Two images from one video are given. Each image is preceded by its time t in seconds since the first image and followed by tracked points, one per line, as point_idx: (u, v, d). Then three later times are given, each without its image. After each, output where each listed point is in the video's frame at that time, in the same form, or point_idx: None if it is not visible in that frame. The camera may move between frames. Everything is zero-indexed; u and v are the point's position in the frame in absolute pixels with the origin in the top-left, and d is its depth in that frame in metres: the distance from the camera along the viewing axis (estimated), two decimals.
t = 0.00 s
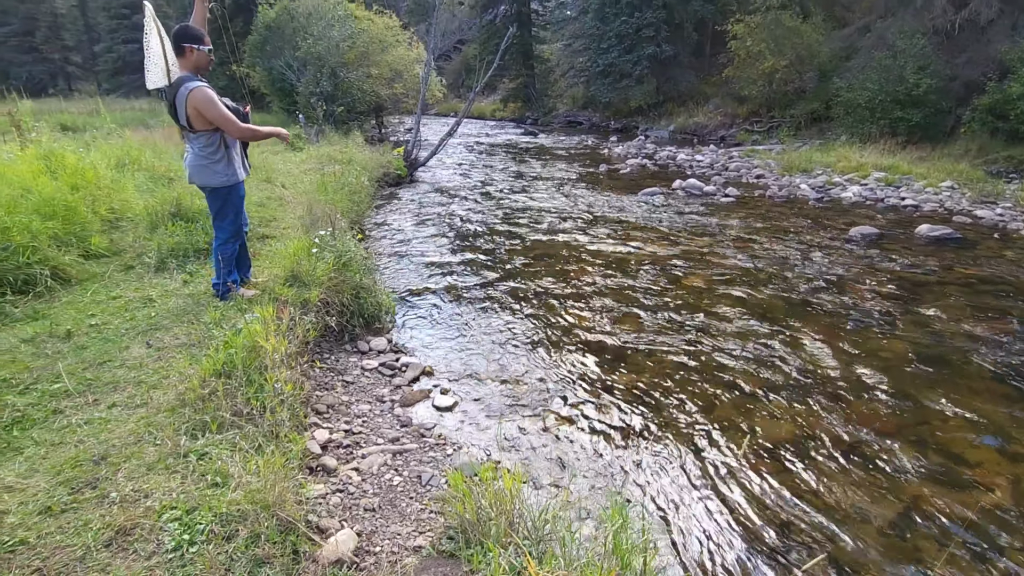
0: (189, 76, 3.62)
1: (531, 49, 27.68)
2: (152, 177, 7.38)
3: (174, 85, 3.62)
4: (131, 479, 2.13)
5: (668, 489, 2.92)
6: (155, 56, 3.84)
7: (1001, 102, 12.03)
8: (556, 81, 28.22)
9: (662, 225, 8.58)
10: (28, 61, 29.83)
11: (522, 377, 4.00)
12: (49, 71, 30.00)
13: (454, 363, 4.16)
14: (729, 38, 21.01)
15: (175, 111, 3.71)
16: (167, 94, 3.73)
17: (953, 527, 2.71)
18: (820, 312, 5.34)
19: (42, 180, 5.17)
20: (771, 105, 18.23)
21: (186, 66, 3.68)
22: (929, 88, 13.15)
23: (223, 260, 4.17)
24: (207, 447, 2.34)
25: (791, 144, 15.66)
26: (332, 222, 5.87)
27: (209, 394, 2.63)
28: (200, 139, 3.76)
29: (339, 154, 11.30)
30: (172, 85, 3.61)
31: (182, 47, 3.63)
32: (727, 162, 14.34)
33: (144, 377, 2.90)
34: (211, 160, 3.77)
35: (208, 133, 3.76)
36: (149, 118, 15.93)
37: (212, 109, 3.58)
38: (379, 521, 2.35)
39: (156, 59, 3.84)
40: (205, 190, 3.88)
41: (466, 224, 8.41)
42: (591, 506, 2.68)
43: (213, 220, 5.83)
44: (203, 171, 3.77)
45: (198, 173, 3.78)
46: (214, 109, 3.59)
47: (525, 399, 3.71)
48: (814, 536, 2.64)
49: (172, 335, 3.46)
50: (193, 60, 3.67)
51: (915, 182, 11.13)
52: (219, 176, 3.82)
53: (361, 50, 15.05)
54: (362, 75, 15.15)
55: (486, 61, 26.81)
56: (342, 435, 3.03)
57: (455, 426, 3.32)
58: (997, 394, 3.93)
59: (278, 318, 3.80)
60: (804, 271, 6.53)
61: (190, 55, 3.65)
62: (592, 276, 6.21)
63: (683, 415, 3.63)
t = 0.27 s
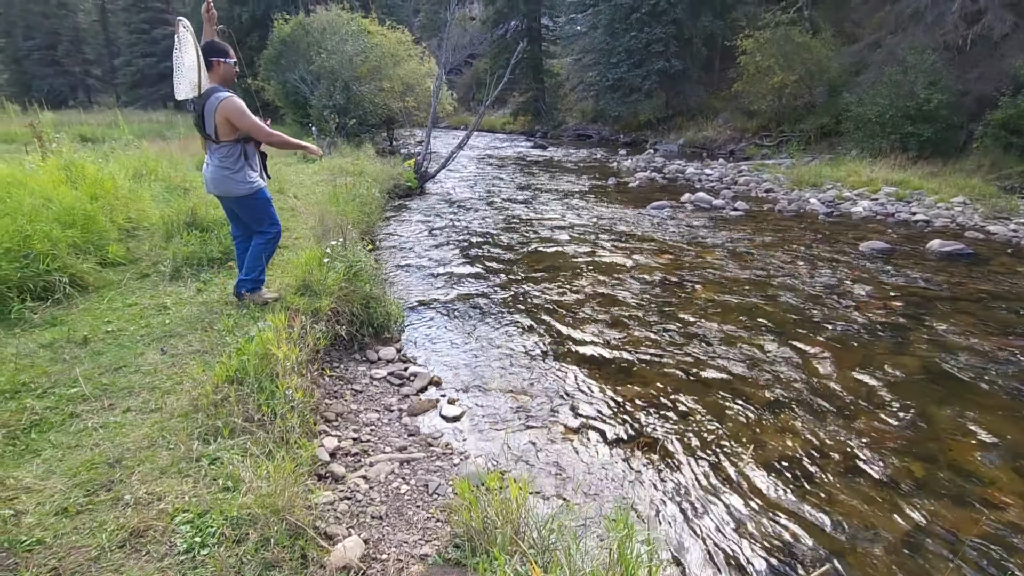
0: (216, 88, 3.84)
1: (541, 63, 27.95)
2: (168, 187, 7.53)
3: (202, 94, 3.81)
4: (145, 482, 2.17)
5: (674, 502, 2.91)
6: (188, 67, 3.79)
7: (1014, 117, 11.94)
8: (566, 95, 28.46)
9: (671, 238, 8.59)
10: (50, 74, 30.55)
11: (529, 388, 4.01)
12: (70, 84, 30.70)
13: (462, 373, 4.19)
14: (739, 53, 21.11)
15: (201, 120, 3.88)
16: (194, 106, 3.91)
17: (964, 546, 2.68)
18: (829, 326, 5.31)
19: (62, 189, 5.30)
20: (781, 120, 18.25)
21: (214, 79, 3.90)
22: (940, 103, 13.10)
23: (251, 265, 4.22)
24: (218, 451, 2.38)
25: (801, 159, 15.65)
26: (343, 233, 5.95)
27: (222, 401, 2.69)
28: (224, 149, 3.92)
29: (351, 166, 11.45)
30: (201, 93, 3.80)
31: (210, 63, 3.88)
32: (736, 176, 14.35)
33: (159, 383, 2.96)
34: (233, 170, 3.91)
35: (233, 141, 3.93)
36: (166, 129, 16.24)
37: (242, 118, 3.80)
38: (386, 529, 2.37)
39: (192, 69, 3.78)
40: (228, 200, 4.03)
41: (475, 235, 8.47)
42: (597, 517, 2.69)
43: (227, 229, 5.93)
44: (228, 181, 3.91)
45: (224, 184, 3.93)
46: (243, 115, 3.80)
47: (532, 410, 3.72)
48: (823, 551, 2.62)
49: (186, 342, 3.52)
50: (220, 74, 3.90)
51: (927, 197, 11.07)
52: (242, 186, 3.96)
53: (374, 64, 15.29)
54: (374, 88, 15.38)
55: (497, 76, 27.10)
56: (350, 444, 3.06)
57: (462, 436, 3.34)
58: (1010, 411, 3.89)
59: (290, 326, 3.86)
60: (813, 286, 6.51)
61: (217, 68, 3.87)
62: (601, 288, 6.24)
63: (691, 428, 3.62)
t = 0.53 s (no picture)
0: (251, 97, 3.99)
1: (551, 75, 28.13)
2: (184, 196, 7.69)
3: (239, 100, 3.94)
4: (161, 482, 2.22)
5: (682, 511, 2.91)
6: (234, 75, 3.88)
7: None
8: (576, 106, 28.65)
9: (680, 249, 8.60)
10: (71, 85, 31.31)
11: (538, 397, 4.03)
12: (90, 94, 31.39)
13: (470, 381, 4.22)
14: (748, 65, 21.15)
15: (236, 126, 3.99)
16: (226, 114, 4.02)
17: (978, 561, 2.65)
18: (839, 338, 5.29)
19: (83, 197, 5.43)
20: (791, 131, 18.23)
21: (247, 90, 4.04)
22: (952, 115, 13.01)
23: (277, 272, 4.34)
24: (232, 454, 2.43)
25: (812, 170, 15.62)
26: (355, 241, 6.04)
27: (236, 404, 2.74)
28: (253, 156, 4.06)
29: (362, 176, 11.60)
30: (240, 99, 3.93)
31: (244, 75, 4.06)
32: (746, 187, 14.35)
33: (174, 387, 3.02)
34: (263, 177, 4.06)
35: (264, 148, 4.09)
36: (182, 139, 16.55)
37: (281, 122, 3.94)
38: (395, 533, 2.40)
39: (234, 80, 3.88)
40: (253, 207, 4.16)
41: (485, 245, 8.53)
42: (604, 524, 2.70)
43: (242, 237, 6.04)
44: (257, 188, 4.04)
45: (252, 191, 4.05)
46: (280, 119, 3.95)
47: (540, 419, 3.73)
48: (832, 562, 2.61)
49: (201, 347, 3.58)
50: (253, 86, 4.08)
51: (939, 209, 10.99)
52: (268, 193, 4.10)
53: (386, 76, 15.51)
54: (386, 99, 15.57)
55: (507, 87, 27.35)
56: (359, 449, 3.10)
57: (472, 443, 3.37)
58: None
59: (301, 332, 3.92)
60: (823, 297, 6.49)
61: (251, 79, 4.03)
62: (609, 298, 6.27)
63: (700, 437, 3.62)
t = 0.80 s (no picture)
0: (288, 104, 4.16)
1: (562, 84, 28.28)
2: (201, 202, 7.83)
3: (277, 105, 4.08)
4: (180, 478, 2.28)
5: (691, 516, 2.92)
6: (275, 80, 4.05)
7: None
8: (586, 115, 28.74)
9: (690, 256, 8.60)
10: (90, 94, 31.95)
11: (547, 402, 4.06)
12: (108, 103, 32.02)
13: (480, 386, 4.26)
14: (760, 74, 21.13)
15: (274, 130, 4.12)
16: (262, 120, 4.13)
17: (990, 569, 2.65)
18: (851, 346, 5.26)
19: (103, 203, 5.56)
20: (803, 139, 18.17)
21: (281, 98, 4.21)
22: (967, 124, 12.90)
23: (294, 276, 4.42)
24: (248, 452, 2.49)
25: (824, 179, 15.54)
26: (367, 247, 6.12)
27: (252, 403, 2.80)
28: (285, 160, 4.21)
29: (374, 183, 11.72)
30: (278, 104, 4.08)
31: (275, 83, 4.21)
32: (757, 195, 14.30)
33: (191, 387, 3.08)
34: (292, 180, 4.21)
35: (298, 151, 4.25)
36: (198, 147, 16.82)
37: (316, 119, 4.06)
38: (406, 533, 2.43)
39: (274, 86, 4.04)
40: (276, 207, 4.26)
41: (495, 252, 8.58)
42: (612, 526, 2.72)
43: (256, 242, 6.14)
44: (287, 191, 4.19)
45: (282, 194, 4.19)
46: (315, 119, 4.08)
47: (551, 423, 3.75)
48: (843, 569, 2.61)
49: (216, 349, 3.66)
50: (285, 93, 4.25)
51: (953, 218, 10.88)
52: (296, 196, 4.25)
53: (398, 84, 15.69)
54: (398, 108, 15.74)
55: (518, 96, 27.53)
56: (370, 451, 3.14)
57: (482, 447, 3.40)
58: None
59: (315, 335, 3.99)
60: (834, 305, 6.46)
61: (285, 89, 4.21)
62: (619, 305, 6.29)
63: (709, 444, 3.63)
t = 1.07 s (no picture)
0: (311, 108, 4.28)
1: (573, 90, 28.38)
2: (216, 205, 7.98)
3: (301, 108, 4.20)
4: (194, 470, 2.35)
5: (695, 518, 2.92)
6: (299, 85, 4.17)
7: None
8: (597, 121, 28.81)
9: (699, 262, 8.58)
10: (109, 100, 32.57)
11: (555, 405, 4.09)
12: (127, 108, 32.61)
13: (488, 388, 4.30)
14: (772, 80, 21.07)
15: (299, 134, 4.24)
16: (287, 123, 4.23)
17: None
18: (860, 353, 5.23)
19: (122, 205, 5.70)
20: (815, 146, 18.08)
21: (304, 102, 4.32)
22: (983, 131, 12.76)
23: (309, 278, 4.51)
24: (259, 446, 2.55)
25: (836, 186, 15.45)
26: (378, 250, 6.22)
27: (264, 400, 2.87)
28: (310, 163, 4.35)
29: (386, 188, 11.84)
30: (302, 108, 4.19)
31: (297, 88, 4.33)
32: (769, 202, 14.24)
33: (205, 383, 3.16)
34: (317, 183, 4.35)
35: (320, 154, 4.38)
36: (214, 152, 17.10)
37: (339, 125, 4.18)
38: (412, 530, 2.47)
39: (300, 90, 4.18)
40: (299, 209, 4.36)
41: (505, 256, 8.61)
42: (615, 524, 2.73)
43: (270, 244, 6.25)
44: (313, 194, 4.32)
45: (307, 197, 4.32)
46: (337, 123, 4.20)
47: (558, 426, 3.78)
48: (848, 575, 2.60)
49: (229, 347, 3.74)
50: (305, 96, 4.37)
51: (968, 226, 10.78)
52: (320, 200, 4.40)
53: (410, 90, 15.86)
54: (410, 113, 15.87)
55: (529, 102, 27.67)
56: (378, 449, 3.19)
57: (488, 447, 3.44)
58: None
59: (325, 335, 4.06)
60: (844, 311, 6.44)
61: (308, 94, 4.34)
62: (627, 309, 6.31)
63: (715, 448, 3.62)
